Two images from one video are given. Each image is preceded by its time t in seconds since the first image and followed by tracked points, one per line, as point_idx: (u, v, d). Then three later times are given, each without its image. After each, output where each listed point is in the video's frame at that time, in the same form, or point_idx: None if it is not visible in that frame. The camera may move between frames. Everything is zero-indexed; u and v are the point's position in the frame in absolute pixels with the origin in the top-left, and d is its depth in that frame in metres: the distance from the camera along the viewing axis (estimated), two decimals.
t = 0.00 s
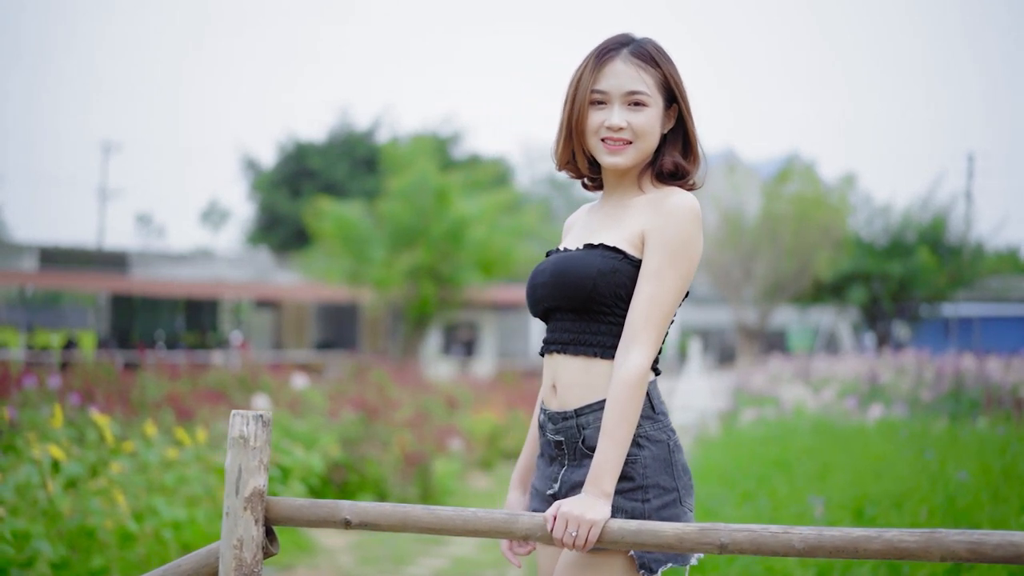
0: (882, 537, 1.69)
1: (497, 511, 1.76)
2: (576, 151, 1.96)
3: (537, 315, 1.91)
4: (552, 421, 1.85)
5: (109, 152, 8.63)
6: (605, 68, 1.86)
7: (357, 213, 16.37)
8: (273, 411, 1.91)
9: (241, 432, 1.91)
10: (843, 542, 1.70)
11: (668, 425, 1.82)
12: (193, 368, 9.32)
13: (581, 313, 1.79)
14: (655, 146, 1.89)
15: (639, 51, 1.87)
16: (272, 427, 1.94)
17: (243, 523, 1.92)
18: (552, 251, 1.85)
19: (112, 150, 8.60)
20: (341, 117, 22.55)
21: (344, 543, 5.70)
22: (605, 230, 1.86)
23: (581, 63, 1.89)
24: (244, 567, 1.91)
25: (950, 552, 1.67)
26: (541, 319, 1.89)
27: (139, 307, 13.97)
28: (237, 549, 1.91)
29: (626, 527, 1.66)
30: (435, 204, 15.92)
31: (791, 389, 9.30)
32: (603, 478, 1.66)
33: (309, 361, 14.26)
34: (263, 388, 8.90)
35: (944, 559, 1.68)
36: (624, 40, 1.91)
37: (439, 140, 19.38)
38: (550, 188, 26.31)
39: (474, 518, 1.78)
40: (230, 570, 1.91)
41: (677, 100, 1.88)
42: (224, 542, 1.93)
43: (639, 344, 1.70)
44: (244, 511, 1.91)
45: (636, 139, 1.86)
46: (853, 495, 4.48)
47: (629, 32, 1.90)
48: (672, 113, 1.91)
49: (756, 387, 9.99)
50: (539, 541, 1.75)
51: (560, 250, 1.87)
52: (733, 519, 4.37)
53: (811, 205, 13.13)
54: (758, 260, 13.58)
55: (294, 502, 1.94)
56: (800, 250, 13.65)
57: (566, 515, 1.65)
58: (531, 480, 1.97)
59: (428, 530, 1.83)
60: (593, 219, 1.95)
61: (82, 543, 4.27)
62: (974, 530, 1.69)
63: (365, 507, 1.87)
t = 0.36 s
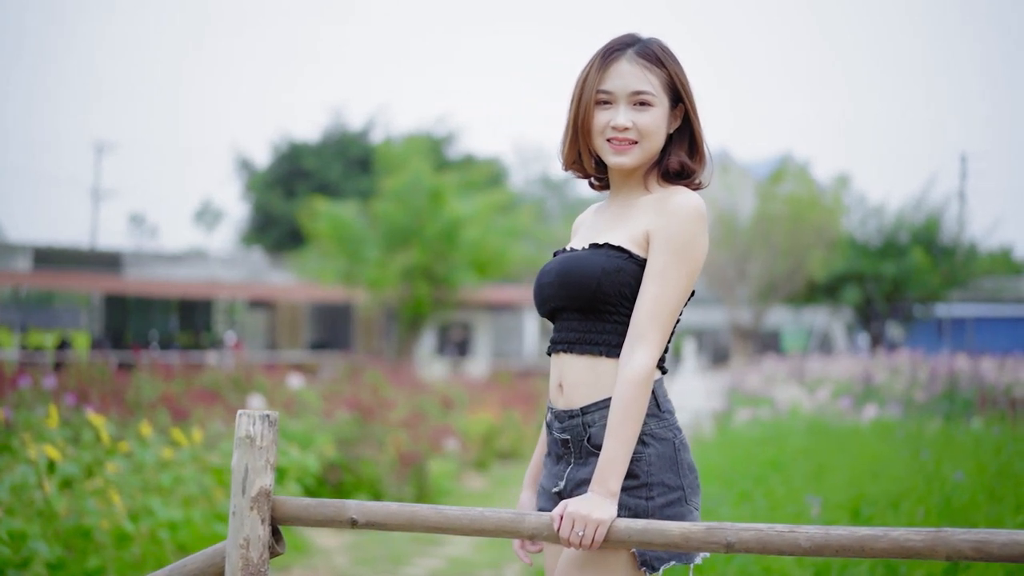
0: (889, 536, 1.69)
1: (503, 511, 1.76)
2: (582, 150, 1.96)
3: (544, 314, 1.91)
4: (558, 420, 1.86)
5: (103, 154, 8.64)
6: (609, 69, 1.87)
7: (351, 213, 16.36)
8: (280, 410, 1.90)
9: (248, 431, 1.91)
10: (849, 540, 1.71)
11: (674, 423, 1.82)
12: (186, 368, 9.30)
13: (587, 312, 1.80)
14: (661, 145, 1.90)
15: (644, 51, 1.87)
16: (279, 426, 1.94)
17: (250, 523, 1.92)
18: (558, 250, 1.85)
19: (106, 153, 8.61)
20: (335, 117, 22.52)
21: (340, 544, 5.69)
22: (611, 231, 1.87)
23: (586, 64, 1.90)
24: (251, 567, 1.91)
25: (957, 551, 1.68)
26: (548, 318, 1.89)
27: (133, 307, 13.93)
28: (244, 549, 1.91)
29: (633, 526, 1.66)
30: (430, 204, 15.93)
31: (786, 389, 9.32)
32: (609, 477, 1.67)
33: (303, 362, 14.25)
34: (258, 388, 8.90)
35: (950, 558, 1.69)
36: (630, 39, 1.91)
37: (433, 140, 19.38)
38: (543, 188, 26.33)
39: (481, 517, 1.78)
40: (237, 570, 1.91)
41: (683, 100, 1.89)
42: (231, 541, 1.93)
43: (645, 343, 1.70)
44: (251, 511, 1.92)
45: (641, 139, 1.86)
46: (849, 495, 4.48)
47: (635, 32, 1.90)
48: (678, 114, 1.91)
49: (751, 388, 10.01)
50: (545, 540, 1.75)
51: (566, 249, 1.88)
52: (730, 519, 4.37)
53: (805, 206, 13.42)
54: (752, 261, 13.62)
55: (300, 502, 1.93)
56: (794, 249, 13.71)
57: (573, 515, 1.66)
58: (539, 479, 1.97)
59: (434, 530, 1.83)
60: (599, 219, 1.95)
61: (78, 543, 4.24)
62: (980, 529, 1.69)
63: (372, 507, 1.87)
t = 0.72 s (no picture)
0: (892, 533, 1.70)
1: (507, 509, 1.76)
2: (585, 150, 1.97)
3: (549, 313, 1.92)
4: (562, 417, 1.86)
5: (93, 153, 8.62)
6: (611, 68, 1.87)
7: (343, 213, 16.33)
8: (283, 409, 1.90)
9: (251, 430, 1.90)
10: (853, 538, 1.71)
11: (678, 421, 1.82)
12: (179, 367, 9.27)
13: (590, 311, 1.80)
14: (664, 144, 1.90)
15: (646, 50, 1.87)
16: (281, 424, 1.93)
17: (253, 521, 1.91)
18: (561, 249, 1.86)
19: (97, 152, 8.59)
20: (327, 117, 22.47)
21: (333, 544, 5.69)
22: (615, 229, 1.87)
23: (588, 64, 1.90)
24: (254, 565, 1.91)
25: (959, 549, 1.69)
26: (552, 317, 1.90)
27: (125, 307, 13.88)
28: (247, 547, 1.91)
29: (636, 524, 1.67)
30: (422, 204, 15.90)
31: (779, 389, 9.33)
32: (613, 475, 1.68)
33: (295, 362, 14.22)
34: (251, 388, 8.88)
35: (952, 556, 1.70)
36: (631, 39, 1.91)
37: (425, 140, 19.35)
38: (536, 188, 26.31)
39: (485, 515, 1.79)
40: (240, 568, 1.91)
41: (685, 98, 1.89)
42: (234, 539, 1.93)
43: (648, 341, 1.71)
44: (254, 509, 1.91)
45: (643, 137, 1.86)
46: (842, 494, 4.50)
47: (636, 32, 1.91)
48: (680, 112, 1.91)
49: (744, 387, 10.01)
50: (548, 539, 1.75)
51: (570, 248, 1.89)
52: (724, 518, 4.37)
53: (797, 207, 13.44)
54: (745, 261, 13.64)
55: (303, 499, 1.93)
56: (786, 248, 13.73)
57: (576, 513, 1.67)
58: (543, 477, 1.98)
59: (438, 528, 1.83)
60: (602, 218, 1.96)
61: (71, 543, 4.24)
62: (983, 527, 1.71)
63: (375, 505, 1.87)
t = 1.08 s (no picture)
0: (890, 531, 1.71)
1: (506, 507, 1.76)
2: (584, 150, 1.98)
3: (548, 312, 1.93)
4: (562, 415, 1.87)
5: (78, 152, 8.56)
6: (608, 68, 1.88)
7: (331, 213, 16.26)
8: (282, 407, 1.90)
9: (250, 428, 1.90)
10: (852, 536, 1.71)
11: (678, 419, 1.83)
12: (166, 367, 9.21)
13: (591, 309, 1.81)
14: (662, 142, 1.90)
15: (642, 49, 1.88)
16: (281, 423, 1.94)
17: (253, 520, 1.91)
18: (561, 248, 1.87)
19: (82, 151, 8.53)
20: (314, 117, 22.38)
21: (322, 544, 5.68)
22: (614, 228, 1.88)
23: (584, 64, 1.91)
24: (253, 565, 1.91)
25: (958, 547, 1.69)
26: (552, 315, 1.91)
27: (111, 308, 13.80)
28: (246, 545, 1.91)
29: (635, 522, 1.68)
30: (410, 204, 15.85)
31: (766, 389, 9.34)
32: (614, 473, 1.68)
33: (282, 362, 14.15)
34: (239, 388, 8.85)
35: (950, 554, 1.70)
36: (628, 38, 1.92)
37: (413, 139, 19.32)
38: (523, 188, 26.31)
39: (485, 514, 1.79)
40: (239, 567, 1.91)
41: (682, 96, 1.89)
42: (233, 538, 1.92)
43: (648, 341, 1.71)
44: (253, 507, 1.91)
45: (641, 136, 1.87)
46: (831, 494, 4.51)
47: (632, 31, 1.91)
48: (678, 110, 1.91)
49: (731, 387, 10.03)
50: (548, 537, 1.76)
51: (570, 246, 1.90)
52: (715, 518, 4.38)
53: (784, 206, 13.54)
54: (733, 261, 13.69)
55: (302, 498, 1.93)
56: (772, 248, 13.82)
57: (576, 511, 1.67)
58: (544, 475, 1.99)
59: (437, 526, 1.83)
60: (602, 217, 1.97)
61: (60, 543, 4.25)
62: (982, 525, 1.71)
63: (375, 504, 1.87)
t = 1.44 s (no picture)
0: (888, 531, 1.72)
1: (505, 507, 1.76)
2: (582, 152, 1.99)
3: (548, 311, 1.94)
4: (560, 414, 1.89)
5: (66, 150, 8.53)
6: (600, 70, 1.89)
7: (319, 213, 16.23)
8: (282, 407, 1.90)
9: (249, 429, 1.90)
10: (849, 535, 1.72)
11: (676, 418, 1.84)
12: (153, 367, 9.18)
13: (589, 308, 1.82)
14: (658, 141, 1.90)
15: (635, 49, 1.89)
16: (280, 423, 1.94)
17: (252, 519, 1.91)
18: (560, 248, 1.88)
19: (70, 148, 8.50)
20: (302, 116, 22.31)
21: (311, 544, 5.67)
22: (613, 228, 1.89)
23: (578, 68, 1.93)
24: (252, 564, 1.91)
25: (956, 546, 1.71)
26: (552, 314, 1.92)
27: (98, 307, 13.74)
28: (245, 545, 1.91)
29: (634, 522, 1.69)
30: (397, 204, 15.83)
31: (753, 390, 9.38)
32: (612, 473, 1.69)
33: (270, 362, 14.11)
34: (228, 389, 8.84)
35: (949, 553, 1.72)
36: (621, 39, 1.93)
37: (401, 140, 19.32)
38: (510, 188, 26.34)
39: (484, 513, 1.79)
40: (238, 567, 1.90)
41: (676, 94, 1.89)
42: (232, 538, 1.92)
43: (647, 341, 1.72)
44: (252, 508, 1.90)
45: (635, 136, 1.87)
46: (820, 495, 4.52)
47: (625, 32, 1.92)
48: (674, 109, 1.92)
49: (719, 388, 10.08)
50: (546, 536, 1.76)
51: (569, 246, 1.90)
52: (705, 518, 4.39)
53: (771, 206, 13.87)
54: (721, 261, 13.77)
55: (301, 498, 1.93)
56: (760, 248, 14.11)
57: (575, 510, 1.68)
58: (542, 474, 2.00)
59: (436, 526, 1.83)
60: (603, 219, 1.97)
61: (49, 543, 4.21)
62: (979, 525, 1.73)
63: (374, 504, 1.87)
